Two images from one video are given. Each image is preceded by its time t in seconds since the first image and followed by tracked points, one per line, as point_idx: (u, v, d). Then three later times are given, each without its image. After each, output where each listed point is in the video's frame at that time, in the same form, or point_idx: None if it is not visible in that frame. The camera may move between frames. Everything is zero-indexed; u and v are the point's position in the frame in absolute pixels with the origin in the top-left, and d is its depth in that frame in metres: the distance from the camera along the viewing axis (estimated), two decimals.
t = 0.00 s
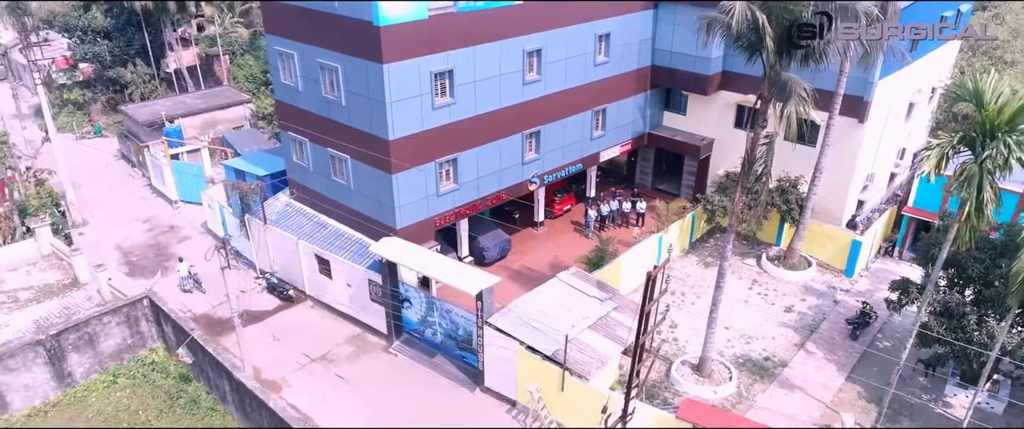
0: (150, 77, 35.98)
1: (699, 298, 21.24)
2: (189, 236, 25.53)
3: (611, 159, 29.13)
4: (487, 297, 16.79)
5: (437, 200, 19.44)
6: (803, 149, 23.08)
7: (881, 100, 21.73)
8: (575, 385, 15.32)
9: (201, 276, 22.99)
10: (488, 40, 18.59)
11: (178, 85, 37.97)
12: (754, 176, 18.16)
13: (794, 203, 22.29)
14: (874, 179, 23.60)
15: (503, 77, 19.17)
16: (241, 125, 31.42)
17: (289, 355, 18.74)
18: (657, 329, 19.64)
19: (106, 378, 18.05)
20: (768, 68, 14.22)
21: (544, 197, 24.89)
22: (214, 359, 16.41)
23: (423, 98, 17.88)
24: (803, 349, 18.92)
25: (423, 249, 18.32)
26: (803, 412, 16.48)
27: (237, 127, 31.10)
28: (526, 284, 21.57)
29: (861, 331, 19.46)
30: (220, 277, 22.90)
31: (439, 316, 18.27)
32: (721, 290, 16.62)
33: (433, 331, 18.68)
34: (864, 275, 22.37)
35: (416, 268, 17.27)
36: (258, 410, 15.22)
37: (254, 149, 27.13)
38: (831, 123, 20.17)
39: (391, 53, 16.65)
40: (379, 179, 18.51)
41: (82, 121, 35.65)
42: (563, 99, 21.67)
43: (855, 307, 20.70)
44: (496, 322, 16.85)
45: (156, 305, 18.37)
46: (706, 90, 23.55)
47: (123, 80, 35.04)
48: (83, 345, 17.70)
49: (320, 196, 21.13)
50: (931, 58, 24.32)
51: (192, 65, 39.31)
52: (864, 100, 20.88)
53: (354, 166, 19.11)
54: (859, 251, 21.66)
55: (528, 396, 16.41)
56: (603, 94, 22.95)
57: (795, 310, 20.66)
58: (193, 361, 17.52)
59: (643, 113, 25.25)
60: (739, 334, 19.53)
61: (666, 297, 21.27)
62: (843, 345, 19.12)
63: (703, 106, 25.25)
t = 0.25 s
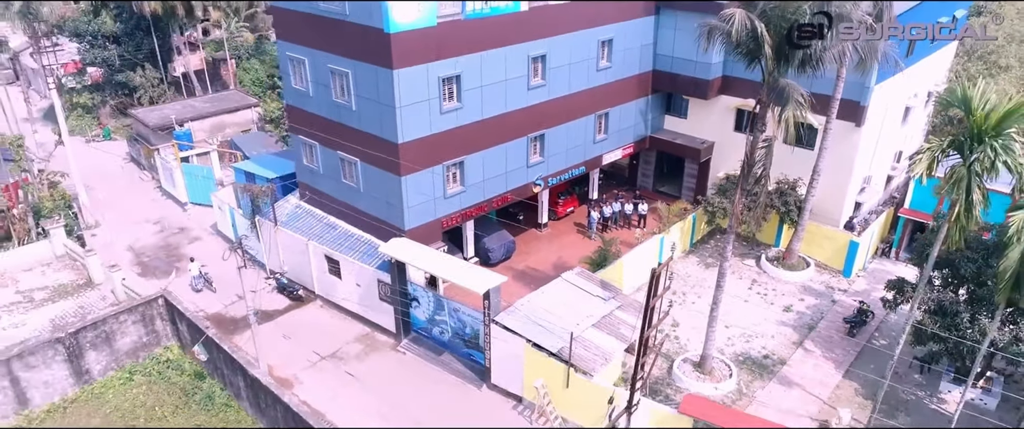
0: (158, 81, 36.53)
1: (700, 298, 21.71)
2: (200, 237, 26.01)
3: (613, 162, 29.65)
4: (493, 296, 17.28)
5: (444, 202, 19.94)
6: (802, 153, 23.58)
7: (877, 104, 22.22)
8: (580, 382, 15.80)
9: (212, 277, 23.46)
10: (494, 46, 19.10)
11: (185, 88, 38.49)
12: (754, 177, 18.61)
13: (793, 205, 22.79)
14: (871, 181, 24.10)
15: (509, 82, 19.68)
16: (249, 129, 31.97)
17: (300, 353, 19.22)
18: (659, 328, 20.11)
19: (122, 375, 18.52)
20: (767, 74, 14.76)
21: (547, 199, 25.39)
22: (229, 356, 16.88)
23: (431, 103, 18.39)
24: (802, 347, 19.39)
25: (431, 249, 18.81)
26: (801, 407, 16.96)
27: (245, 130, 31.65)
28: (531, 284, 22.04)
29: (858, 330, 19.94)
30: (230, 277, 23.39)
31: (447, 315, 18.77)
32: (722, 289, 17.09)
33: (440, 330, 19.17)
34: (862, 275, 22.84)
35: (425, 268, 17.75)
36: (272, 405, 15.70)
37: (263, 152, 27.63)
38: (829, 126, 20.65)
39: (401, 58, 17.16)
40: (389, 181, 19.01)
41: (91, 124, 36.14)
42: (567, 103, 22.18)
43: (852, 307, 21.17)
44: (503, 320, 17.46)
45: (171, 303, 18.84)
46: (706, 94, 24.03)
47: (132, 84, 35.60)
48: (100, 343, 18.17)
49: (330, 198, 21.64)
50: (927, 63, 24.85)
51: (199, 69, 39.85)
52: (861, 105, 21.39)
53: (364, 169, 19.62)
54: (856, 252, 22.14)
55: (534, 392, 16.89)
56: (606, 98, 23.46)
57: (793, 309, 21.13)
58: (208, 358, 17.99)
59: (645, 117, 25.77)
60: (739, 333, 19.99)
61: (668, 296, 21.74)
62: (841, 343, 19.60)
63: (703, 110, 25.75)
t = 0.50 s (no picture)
0: (168, 87, 37.27)
1: (701, 298, 22.26)
2: (211, 239, 26.57)
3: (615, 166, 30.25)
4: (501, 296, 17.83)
5: (452, 205, 20.51)
6: (800, 157, 24.17)
7: (873, 109, 22.79)
8: (585, 378, 16.34)
9: (224, 278, 24.01)
10: (501, 54, 19.69)
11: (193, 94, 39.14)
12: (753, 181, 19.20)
13: (791, 208, 23.37)
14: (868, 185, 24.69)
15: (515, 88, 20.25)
16: (258, 133, 32.59)
17: (312, 352, 19.77)
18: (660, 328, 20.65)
19: (140, 373, 19.08)
20: (764, 82, 15.28)
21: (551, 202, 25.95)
22: (244, 354, 17.45)
23: (440, 109, 18.97)
24: (800, 346, 19.92)
25: (439, 251, 19.36)
26: (799, 404, 17.50)
27: (254, 135, 32.27)
28: (536, 284, 22.59)
29: (854, 330, 20.43)
30: (241, 278, 23.94)
31: (455, 315, 19.32)
32: (722, 289, 17.64)
33: (448, 329, 19.72)
34: (859, 276, 23.39)
35: (434, 268, 18.30)
36: (288, 401, 16.28)
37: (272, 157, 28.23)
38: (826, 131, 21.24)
39: (411, 66, 17.75)
40: (398, 185, 19.59)
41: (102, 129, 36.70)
42: (571, 108, 22.76)
43: (849, 307, 21.71)
44: (510, 320, 18.03)
45: (187, 303, 19.42)
46: (706, 100, 24.59)
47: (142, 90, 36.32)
48: (119, 342, 18.74)
49: (340, 201, 22.24)
50: (922, 70, 25.47)
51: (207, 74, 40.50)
52: (857, 111, 21.98)
53: (374, 173, 20.19)
54: (853, 254, 22.70)
55: (540, 389, 17.42)
56: (609, 103, 24.05)
57: (792, 310, 21.68)
58: (223, 356, 18.56)
59: (646, 122, 26.36)
60: (738, 332, 20.54)
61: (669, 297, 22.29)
62: (838, 342, 20.14)
63: (704, 115, 26.34)
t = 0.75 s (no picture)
0: (177, 93, 37.85)
1: (702, 299, 22.81)
2: (221, 242, 27.13)
3: (617, 171, 30.86)
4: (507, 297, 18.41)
5: (459, 208, 21.09)
6: (798, 162, 24.78)
7: (869, 115, 23.39)
8: (589, 376, 16.83)
9: (235, 280, 24.57)
10: (507, 62, 20.30)
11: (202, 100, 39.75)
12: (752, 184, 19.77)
13: (789, 212, 23.95)
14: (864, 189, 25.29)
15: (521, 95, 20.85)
16: (266, 138, 33.17)
17: (323, 352, 20.31)
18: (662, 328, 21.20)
19: (156, 371, 19.61)
20: (763, 90, 15.80)
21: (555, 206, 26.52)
22: (260, 353, 18.00)
23: (449, 115, 19.57)
24: (798, 346, 20.45)
25: (447, 253, 19.93)
26: (797, 401, 18.02)
27: (262, 140, 32.86)
28: (541, 286, 23.15)
29: (851, 330, 20.93)
30: (252, 280, 24.48)
31: (462, 315, 19.92)
32: (722, 289, 18.20)
33: (456, 329, 20.31)
34: (856, 278, 23.93)
35: (442, 269, 18.85)
36: (302, 398, 16.84)
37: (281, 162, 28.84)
38: (823, 137, 21.84)
39: (421, 73, 18.35)
40: (408, 189, 20.16)
41: (112, 134, 37.22)
42: (575, 115, 23.37)
43: (846, 308, 22.25)
44: (517, 319, 18.61)
45: (203, 304, 20.00)
46: (706, 106, 25.15)
47: (152, 96, 36.88)
48: (137, 341, 19.29)
49: (350, 205, 22.83)
50: (917, 77, 26.13)
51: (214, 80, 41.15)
52: (853, 117, 22.61)
53: (384, 178, 20.79)
54: (850, 256, 23.27)
55: (546, 387, 17.94)
56: (611, 109, 24.65)
57: (790, 310, 22.22)
58: (238, 355, 19.12)
59: (648, 128, 26.96)
60: (738, 332, 21.08)
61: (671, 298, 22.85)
62: (835, 342, 20.66)
63: (704, 121, 26.96)
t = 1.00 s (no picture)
0: (185, 98, 38.41)
1: (702, 301, 23.29)
2: (230, 245, 27.64)
3: (618, 175, 31.41)
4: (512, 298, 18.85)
5: (465, 211, 21.60)
6: (796, 166, 25.30)
7: (866, 120, 23.89)
8: (593, 374, 17.31)
9: (245, 281, 25.06)
10: (512, 69, 20.84)
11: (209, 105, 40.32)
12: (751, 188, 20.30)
13: (788, 215, 24.47)
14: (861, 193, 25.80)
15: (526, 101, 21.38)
16: (273, 143, 33.69)
17: (332, 351, 20.77)
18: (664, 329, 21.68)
19: (170, 371, 20.07)
20: (761, 97, 16.41)
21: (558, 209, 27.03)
22: (272, 352, 18.50)
23: (456, 121, 20.10)
24: (796, 346, 20.92)
25: (454, 255, 20.40)
26: (795, 399, 18.48)
27: (269, 145, 33.38)
28: (544, 287, 23.64)
29: (847, 331, 21.41)
30: (261, 282, 24.95)
31: (468, 316, 20.33)
32: (722, 290, 18.70)
33: (462, 329, 20.75)
34: (853, 280, 24.40)
35: (449, 271, 19.33)
36: (313, 395, 17.30)
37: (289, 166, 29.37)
38: (820, 142, 22.37)
39: (429, 81, 18.89)
40: (415, 192, 20.67)
41: (120, 139, 37.74)
42: (578, 120, 23.89)
43: (844, 309, 22.73)
44: (521, 320, 19.08)
45: (215, 304, 20.52)
46: (706, 111, 25.64)
47: (161, 101, 37.44)
48: (151, 341, 19.75)
49: (358, 208, 23.37)
50: (913, 83, 26.68)
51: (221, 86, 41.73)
52: (849, 122, 23.14)
53: (392, 182, 21.31)
54: (847, 258, 23.75)
55: (550, 386, 18.42)
56: (613, 115, 25.18)
57: (789, 311, 22.71)
58: (250, 355, 19.59)
59: (649, 133, 27.49)
60: (738, 333, 21.56)
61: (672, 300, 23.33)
62: (833, 342, 21.13)
63: (704, 126, 27.50)
